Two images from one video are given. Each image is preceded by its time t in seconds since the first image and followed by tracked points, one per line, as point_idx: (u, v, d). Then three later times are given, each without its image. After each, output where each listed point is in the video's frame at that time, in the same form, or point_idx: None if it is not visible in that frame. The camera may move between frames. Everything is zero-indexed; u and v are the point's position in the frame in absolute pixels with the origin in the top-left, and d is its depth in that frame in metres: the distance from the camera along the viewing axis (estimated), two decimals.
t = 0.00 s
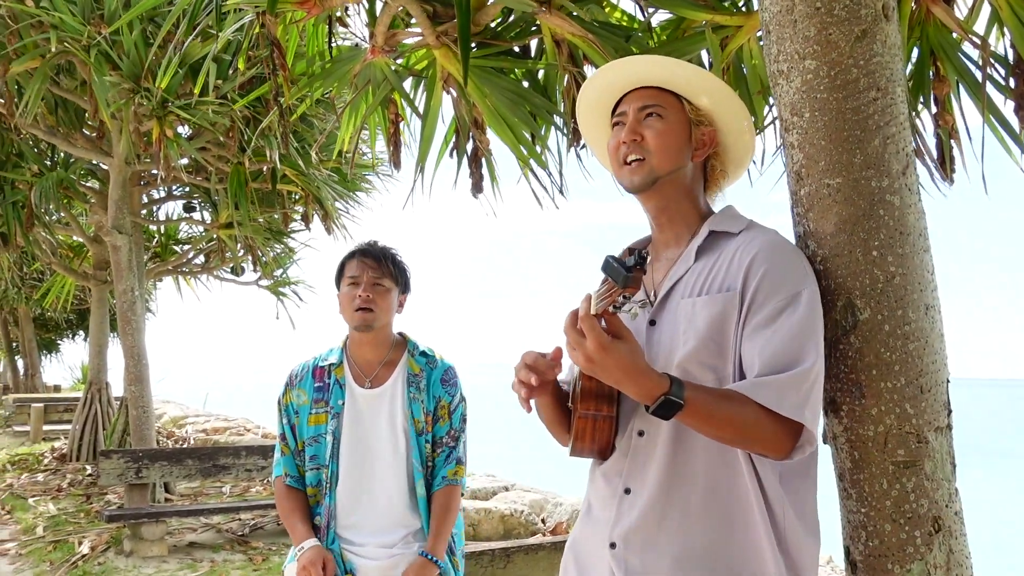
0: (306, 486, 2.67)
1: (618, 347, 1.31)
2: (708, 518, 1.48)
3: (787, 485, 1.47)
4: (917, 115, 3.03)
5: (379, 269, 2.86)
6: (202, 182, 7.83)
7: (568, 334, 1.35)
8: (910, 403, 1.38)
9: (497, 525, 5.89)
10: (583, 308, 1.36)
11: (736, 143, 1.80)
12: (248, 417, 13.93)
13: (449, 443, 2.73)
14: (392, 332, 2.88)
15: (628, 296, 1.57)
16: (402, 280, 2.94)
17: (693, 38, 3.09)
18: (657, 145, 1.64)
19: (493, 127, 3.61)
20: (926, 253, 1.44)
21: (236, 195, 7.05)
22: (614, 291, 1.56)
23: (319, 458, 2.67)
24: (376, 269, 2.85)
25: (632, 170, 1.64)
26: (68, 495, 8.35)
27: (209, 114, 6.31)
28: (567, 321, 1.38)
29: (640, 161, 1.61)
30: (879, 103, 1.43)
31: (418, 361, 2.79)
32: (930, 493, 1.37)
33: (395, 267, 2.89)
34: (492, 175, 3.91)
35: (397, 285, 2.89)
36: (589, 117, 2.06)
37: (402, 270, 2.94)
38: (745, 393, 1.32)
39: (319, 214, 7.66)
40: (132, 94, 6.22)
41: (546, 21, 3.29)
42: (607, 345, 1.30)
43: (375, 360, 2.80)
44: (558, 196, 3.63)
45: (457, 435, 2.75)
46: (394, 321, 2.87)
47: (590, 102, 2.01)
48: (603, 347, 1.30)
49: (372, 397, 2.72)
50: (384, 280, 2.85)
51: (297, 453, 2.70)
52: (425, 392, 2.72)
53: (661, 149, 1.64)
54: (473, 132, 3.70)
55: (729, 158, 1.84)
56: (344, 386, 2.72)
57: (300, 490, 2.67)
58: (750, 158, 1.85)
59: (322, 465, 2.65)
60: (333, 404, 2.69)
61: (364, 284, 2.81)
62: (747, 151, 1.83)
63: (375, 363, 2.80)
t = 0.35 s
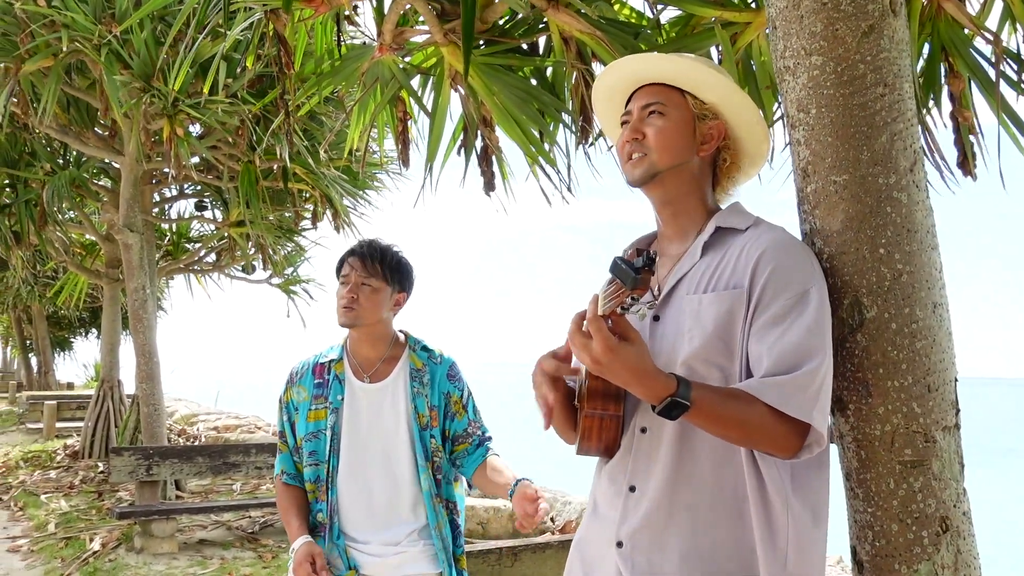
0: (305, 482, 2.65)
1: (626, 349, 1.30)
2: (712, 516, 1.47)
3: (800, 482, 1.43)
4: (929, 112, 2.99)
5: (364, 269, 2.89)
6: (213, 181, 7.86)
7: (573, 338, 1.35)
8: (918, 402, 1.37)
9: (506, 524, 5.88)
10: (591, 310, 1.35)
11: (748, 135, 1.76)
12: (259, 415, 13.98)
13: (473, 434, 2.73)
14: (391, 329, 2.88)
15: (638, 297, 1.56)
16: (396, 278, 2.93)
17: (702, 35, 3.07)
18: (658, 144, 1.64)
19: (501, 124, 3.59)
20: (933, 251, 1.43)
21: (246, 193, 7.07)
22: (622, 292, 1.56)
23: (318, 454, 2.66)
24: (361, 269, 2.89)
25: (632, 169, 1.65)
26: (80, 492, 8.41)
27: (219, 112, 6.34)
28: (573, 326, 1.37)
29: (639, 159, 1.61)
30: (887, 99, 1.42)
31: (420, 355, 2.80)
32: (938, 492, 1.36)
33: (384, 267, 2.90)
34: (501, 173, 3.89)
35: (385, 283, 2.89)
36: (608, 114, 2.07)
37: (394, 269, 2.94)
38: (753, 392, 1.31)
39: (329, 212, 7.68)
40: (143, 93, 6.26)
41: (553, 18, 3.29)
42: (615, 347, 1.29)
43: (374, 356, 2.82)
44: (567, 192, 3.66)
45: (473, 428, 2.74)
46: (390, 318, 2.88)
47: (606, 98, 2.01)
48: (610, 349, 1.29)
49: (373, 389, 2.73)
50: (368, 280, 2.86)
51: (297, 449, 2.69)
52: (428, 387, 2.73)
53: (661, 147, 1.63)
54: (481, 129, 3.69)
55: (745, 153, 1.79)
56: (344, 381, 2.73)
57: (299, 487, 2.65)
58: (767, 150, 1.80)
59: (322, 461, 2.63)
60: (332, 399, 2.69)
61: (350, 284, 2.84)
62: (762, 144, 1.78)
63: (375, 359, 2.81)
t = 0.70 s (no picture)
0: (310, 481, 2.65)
1: (630, 341, 1.29)
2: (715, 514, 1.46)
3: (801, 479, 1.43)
4: (937, 109, 2.98)
5: (361, 266, 2.89)
6: (222, 180, 7.88)
7: (579, 327, 1.31)
8: (923, 400, 1.35)
9: (514, 523, 5.88)
10: (594, 301, 1.33)
11: (753, 122, 1.73)
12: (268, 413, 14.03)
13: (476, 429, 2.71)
14: (397, 327, 2.89)
15: (643, 287, 1.56)
16: (393, 275, 2.91)
17: (709, 32, 3.06)
18: (658, 140, 1.63)
19: (507, 122, 3.57)
20: (938, 247, 1.41)
21: (255, 192, 7.08)
22: (629, 281, 1.56)
23: (325, 452, 2.66)
24: (358, 267, 2.89)
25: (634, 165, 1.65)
26: (90, 491, 8.45)
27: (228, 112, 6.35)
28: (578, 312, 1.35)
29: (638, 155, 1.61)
30: (891, 94, 1.41)
31: (427, 353, 2.81)
32: (943, 492, 1.34)
33: (379, 265, 2.89)
34: (507, 170, 3.88)
35: (383, 280, 2.88)
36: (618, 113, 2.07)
37: (391, 266, 2.92)
38: (758, 389, 1.30)
39: (338, 211, 7.69)
40: (152, 93, 6.28)
41: (560, 15, 3.28)
42: (620, 339, 1.28)
43: (381, 354, 2.83)
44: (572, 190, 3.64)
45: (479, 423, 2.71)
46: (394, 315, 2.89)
47: (613, 96, 2.01)
48: (616, 342, 1.27)
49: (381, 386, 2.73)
50: (364, 278, 2.86)
51: (302, 447, 2.70)
52: (435, 383, 2.73)
53: (660, 142, 1.63)
54: (487, 128, 3.68)
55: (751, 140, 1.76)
56: (350, 379, 2.74)
57: (302, 486, 2.66)
58: (775, 135, 1.77)
59: (328, 459, 2.64)
60: (338, 397, 2.70)
61: (347, 282, 2.85)
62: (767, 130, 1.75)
63: (381, 357, 2.82)
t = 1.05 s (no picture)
0: (318, 481, 2.64)
1: (631, 344, 1.29)
2: (717, 514, 1.45)
3: (802, 479, 1.42)
4: (941, 105, 2.96)
5: (368, 268, 2.88)
6: (228, 182, 7.90)
7: (580, 331, 1.34)
8: (926, 398, 1.34)
9: (521, 523, 5.87)
10: (596, 304, 1.33)
11: (749, 124, 1.71)
12: (277, 415, 14.05)
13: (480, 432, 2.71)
14: (405, 328, 2.88)
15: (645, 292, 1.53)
16: (400, 276, 2.89)
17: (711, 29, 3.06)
18: (653, 135, 1.62)
19: (510, 122, 3.56)
20: (941, 243, 1.40)
21: (262, 194, 7.10)
22: (629, 286, 1.54)
23: (332, 453, 2.66)
24: (364, 268, 2.88)
25: (629, 161, 1.65)
26: (99, 492, 8.48)
27: (232, 114, 6.36)
28: (579, 319, 1.36)
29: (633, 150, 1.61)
30: (893, 89, 1.40)
31: (435, 356, 2.79)
32: (947, 490, 1.33)
33: (385, 266, 2.88)
34: (510, 170, 3.87)
35: (390, 281, 2.86)
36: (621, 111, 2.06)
37: (398, 267, 2.90)
38: (760, 389, 1.29)
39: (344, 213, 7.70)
40: (157, 96, 6.30)
41: (561, 14, 3.27)
42: (620, 342, 1.28)
43: (389, 356, 2.82)
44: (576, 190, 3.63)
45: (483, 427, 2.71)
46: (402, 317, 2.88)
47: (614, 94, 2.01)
48: (616, 344, 1.28)
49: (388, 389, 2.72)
50: (370, 279, 2.84)
51: (310, 446, 2.69)
52: (442, 387, 2.71)
53: (655, 138, 1.62)
54: (490, 127, 3.68)
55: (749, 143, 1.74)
56: (358, 381, 2.73)
57: (310, 486, 2.65)
58: (773, 140, 1.74)
59: (336, 460, 2.63)
60: (347, 398, 2.69)
61: (354, 284, 2.84)
62: (765, 133, 1.72)
63: (390, 358, 2.81)
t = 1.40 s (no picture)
0: (319, 481, 2.64)
1: (628, 341, 1.28)
2: (713, 514, 1.45)
3: (800, 480, 1.41)
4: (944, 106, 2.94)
5: (365, 270, 2.89)
6: (233, 184, 7.91)
7: (576, 327, 1.32)
8: (925, 399, 1.33)
9: (524, 524, 5.86)
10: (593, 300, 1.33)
11: (745, 123, 1.69)
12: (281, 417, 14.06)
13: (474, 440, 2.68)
14: (407, 330, 2.87)
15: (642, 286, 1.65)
16: (398, 277, 2.89)
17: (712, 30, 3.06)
18: (647, 134, 1.63)
19: (511, 122, 3.53)
20: (940, 243, 1.39)
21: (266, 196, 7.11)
22: (628, 280, 1.66)
23: (333, 453, 2.66)
24: (360, 271, 2.88)
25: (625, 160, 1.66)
26: (103, 494, 8.50)
27: (236, 116, 6.37)
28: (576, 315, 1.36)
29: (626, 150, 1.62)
30: (891, 88, 1.39)
31: (437, 361, 2.77)
32: (946, 492, 1.32)
33: (382, 269, 2.87)
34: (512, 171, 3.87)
35: (386, 283, 2.86)
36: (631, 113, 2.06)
37: (394, 269, 2.90)
38: (756, 389, 1.29)
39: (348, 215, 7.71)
40: (161, 97, 6.31)
41: (562, 14, 3.29)
42: (617, 339, 1.28)
43: (391, 358, 2.81)
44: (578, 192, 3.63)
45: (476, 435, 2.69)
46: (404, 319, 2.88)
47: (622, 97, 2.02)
48: (613, 341, 1.27)
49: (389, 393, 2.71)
50: (366, 280, 2.85)
51: (311, 446, 2.69)
52: (442, 393, 2.70)
53: (647, 137, 1.63)
54: (492, 128, 3.68)
55: (747, 142, 1.71)
56: (360, 382, 2.73)
57: (311, 485, 2.65)
58: (771, 139, 1.70)
59: (335, 461, 2.63)
60: (348, 399, 2.69)
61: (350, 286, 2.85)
62: (760, 131, 1.69)
63: (392, 361, 2.81)
